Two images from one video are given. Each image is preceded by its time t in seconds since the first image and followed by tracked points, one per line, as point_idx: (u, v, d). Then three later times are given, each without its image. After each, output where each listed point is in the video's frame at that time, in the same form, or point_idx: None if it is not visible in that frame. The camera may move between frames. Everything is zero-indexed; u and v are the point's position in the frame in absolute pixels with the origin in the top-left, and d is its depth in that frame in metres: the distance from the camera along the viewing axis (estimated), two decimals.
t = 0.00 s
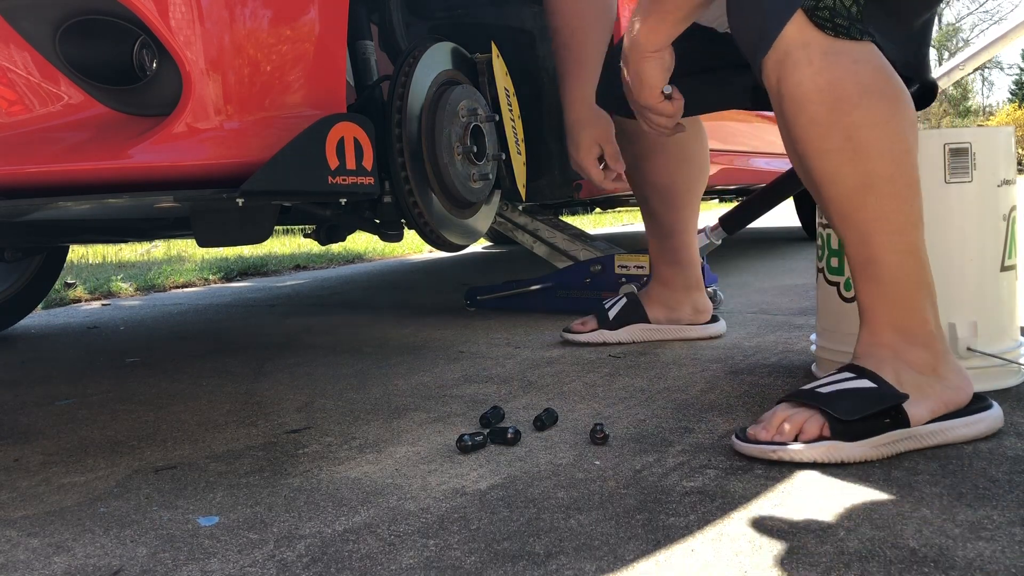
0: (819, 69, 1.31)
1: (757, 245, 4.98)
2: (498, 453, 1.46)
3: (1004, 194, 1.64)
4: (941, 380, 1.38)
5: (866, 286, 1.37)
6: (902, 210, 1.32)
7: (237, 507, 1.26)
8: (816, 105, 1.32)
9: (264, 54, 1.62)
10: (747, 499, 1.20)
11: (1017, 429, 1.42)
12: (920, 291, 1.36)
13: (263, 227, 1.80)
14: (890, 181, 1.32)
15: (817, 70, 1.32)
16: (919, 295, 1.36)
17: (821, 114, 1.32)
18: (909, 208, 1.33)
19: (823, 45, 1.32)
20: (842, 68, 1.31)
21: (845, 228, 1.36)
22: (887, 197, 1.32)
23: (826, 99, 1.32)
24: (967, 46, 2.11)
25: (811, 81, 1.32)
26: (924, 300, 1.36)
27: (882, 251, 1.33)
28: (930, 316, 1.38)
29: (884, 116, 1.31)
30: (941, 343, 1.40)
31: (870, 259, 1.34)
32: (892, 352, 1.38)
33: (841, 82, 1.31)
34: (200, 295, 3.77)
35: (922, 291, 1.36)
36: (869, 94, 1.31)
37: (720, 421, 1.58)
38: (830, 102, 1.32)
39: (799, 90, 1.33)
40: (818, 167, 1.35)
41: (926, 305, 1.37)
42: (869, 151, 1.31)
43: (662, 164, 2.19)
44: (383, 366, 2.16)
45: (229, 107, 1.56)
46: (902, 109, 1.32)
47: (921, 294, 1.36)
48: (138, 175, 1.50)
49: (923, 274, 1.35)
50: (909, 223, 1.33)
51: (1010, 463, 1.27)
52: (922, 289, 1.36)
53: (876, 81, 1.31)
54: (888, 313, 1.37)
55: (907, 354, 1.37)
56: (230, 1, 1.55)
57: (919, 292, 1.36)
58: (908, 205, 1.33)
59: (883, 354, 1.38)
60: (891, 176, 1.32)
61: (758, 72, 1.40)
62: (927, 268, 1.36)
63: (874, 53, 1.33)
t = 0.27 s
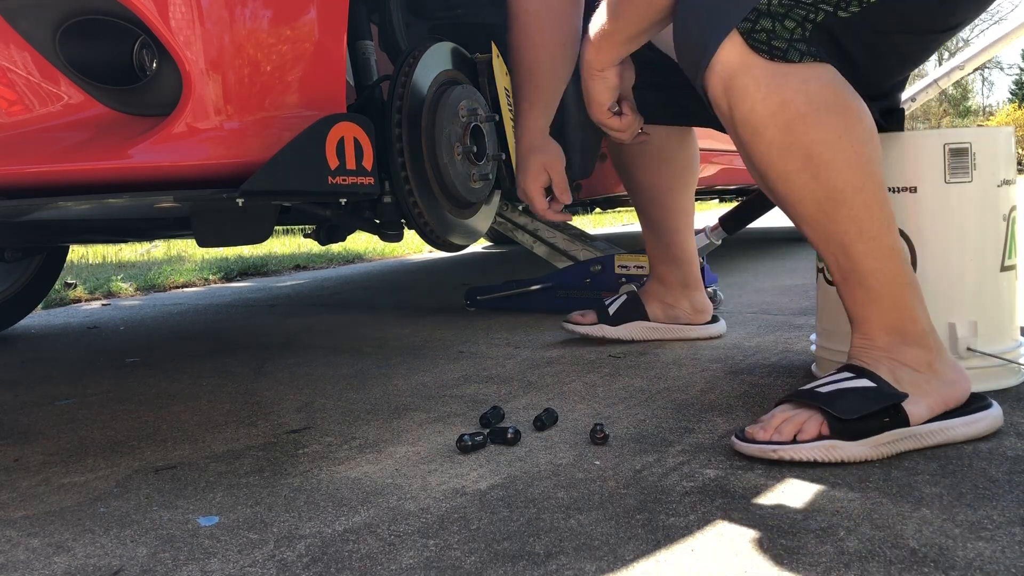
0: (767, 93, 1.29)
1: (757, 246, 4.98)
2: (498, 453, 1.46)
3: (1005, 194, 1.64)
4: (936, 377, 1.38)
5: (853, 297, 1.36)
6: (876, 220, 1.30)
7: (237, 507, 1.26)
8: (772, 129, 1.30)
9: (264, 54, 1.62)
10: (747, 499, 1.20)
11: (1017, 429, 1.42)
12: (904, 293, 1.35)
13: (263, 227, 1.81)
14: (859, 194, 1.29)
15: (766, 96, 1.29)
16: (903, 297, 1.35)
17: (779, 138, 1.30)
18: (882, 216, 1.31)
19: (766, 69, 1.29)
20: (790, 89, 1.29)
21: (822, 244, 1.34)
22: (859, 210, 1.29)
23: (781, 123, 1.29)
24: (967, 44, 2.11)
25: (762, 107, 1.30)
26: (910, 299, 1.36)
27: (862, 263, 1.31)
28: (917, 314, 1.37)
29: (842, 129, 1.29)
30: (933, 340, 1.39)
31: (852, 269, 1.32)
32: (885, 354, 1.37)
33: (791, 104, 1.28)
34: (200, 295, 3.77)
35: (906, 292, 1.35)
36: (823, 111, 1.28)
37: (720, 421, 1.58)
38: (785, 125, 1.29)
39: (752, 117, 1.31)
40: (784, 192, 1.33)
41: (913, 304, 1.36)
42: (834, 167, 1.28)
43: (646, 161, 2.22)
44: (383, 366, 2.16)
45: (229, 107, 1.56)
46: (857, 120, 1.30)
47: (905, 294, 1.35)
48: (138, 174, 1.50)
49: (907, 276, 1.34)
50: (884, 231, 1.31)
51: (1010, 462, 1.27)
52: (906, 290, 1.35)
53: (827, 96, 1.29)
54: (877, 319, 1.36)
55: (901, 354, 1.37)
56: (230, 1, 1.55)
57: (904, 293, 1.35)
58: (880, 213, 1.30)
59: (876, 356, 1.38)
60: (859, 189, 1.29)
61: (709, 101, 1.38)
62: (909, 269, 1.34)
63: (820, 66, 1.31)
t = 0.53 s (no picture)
0: (737, 105, 1.30)
1: (757, 246, 4.98)
2: (498, 453, 1.46)
3: (1004, 194, 1.64)
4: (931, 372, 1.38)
5: (842, 298, 1.36)
6: (857, 222, 1.30)
7: (237, 507, 1.25)
8: (746, 140, 1.30)
9: (264, 54, 1.62)
10: (747, 499, 1.20)
11: (1016, 429, 1.42)
12: (893, 290, 1.35)
13: (264, 227, 1.81)
14: (838, 198, 1.29)
15: (737, 108, 1.30)
16: (892, 295, 1.35)
17: (753, 149, 1.30)
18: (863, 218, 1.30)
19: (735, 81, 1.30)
20: (760, 99, 1.29)
21: (805, 250, 1.34)
22: (838, 215, 1.29)
23: (754, 133, 1.30)
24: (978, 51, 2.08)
25: (735, 119, 1.30)
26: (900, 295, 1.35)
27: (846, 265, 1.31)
28: (906, 310, 1.36)
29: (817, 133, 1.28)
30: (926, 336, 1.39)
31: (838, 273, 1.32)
32: (878, 352, 1.37)
33: (762, 114, 1.29)
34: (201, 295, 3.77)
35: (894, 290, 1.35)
36: (796, 119, 1.28)
37: (720, 421, 1.58)
38: (758, 135, 1.29)
39: (724, 130, 1.32)
40: (763, 201, 1.33)
41: (903, 300, 1.36)
42: (811, 174, 1.28)
43: (641, 164, 2.19)
44: (383, 366, 2.16)
45: (229, 108, 1.56)
46: (832, 124, 1.29)
47: (893, 292, 1.35)
48: (138, 175, 1.50)
49: (894, 275, 1.34)
50: (867, 232, 1.30)
51: (1009, 462, 1.27)
52: (894, 287, 1.34)
53: (799, 103, 1.28)
54: (867, 318, 1.36)
55: (894, 351, 1.37)
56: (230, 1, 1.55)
57: (892, 290, 1.34)
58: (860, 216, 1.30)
59: (871, 355, 1.38)
60: (838, 193, 1.29)
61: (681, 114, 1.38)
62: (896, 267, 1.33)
63: (791, 72, 1.30)
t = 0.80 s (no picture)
0: (738, 101, 1.30)
1: (757, 246, 4.98)
2: (498, 453, 1.46)
3: (1003, 195, 1.64)
4: (931, 370, 1.38)
5: (842, 297, 1.36)
6: (857, 221, 1.30)
7: (237, 507, 1.25)
8: (747, 138, 1.30)
9: (264, 54, 1.62)
10: (747, 499, 1.20)
11: (1016, 429, 1.42)
12: (893, 287, 1.35)
13: (264, 226, 1.80)
14: (838, 196, 1.29)
15: (738, 104, 1.30)
16: (892, 293, 1.35)
17: (754, 146, 1.30)
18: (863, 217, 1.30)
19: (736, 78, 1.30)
20: (761, 96, 1.29)
21: (806, 248, 1.34)
22: (838, 213, 1.29)
23: (754, 131, 1.30)
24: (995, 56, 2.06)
25: (736, 116, 1.30)
26: (900, 293, 1.35)
27: (846, 263, 1.31)
28: (906, 308, 1.36)
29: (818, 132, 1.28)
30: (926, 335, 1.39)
31: (838, 271, 1.32)
32: (878, 351, 1.37)
33: (762, 112, 1.29)
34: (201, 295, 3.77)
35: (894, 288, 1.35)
36: (796, 117, 1.28)
37: (720, 421, 1.58)
38: (759, 133, 1.29)
39: (725, 128, 1.32)
40: (763, 198, 1.33)
41: (903, 299, 1.36)
42: (811, 171, 1.28)
43: (646, 167, 2.16)
44: (383, 366, 2.16)
45: (229, 107, 1.56)
46: (833, 122, 1.29)
47: (893, 290, 1.35)
48: (138, 175, 1.50)
49: (894, 273, 1.34)
50: (866, 231, 1.30)
51: (1009, 462, 1.27)
52: (894, 285, 1.34)
53: (799, 101, 1.28)
54: (867, 317, 1.36)
55: (894, 350, 1.37)
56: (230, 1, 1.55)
57: (892, 288, 1.34)
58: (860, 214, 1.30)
59: (871, 354, 1.38)
60: (838, 191, 1.29)
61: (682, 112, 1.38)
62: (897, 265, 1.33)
63: (793, 70, 1.30)
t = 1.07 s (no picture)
0: (737, 101, 1.30)
1: (756, 245, 4.98)
2: (498, 453, 1.46)
3: (1004, 195, 1.64)
4: (931, 370, 1.38)
5: (841, 297, 1.36)
6: (856, 221, 1.30)
7: (237, 507, 1.25)
8: (746, 138, 1.30)
9: (264, 54, 1.63)
10: (747, 500, 1.20)
11: (1016, 429, 1.42)
12: (893, 288, 1.34)
13: (264, 226, 1.81)
14: (838, 197, 1.29)
15: (738, 104, 1.30)
16: (892, 294, 1.34)
17: (753, 145, 1.30)
18: (862, 217, 1.30)
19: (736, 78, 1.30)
20: (761, 96, 1.29)
21: (805, 247, 1.33)
22: (838, 213, 1.29)
23: (753, 131, 1.30)
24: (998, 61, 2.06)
25: (735, 115, 1.30)
26: (899, 294, 1.35)
27: (845, 263, 1.31)
28: (906, 309, 1.36)
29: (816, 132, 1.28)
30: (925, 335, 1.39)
31: (838, 270, 1.32)
32: (878, 352, 1.37)
33: (762, 111, 1.29)
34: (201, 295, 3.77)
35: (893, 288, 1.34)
36: (796, 117, 1.28)
37: (720, 421, 1.58)
38: (759, 133, 1.29)
39: (724, 127, 1.32)
40: (762, 197, 1.33)
41: (903, 299, 1.35)
42: (810, 171, 1.28)
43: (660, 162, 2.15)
44: (382, 366, 2.16)
45: (229, 107, 1.56)
46: (832, 123, 1.29)
47: (893, 291, 1.34)
48: (138, 175, 1.50)
49: (894, 273, 1.33)
50: (865, 231, 1.30)
51: (1009, 462, 1.27)
52: (894, 286, 1.34)
53: (799, 102, 1.28)
54: (866, 318, 1.36)
55: (893, 351, 1.37)
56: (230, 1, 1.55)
57: (892, 288, 1.34)
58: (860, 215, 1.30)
59: (871, 354, 1.37)
60: (837, 191, 1.29)
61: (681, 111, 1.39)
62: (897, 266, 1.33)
63: (793, 71, 1.30)
